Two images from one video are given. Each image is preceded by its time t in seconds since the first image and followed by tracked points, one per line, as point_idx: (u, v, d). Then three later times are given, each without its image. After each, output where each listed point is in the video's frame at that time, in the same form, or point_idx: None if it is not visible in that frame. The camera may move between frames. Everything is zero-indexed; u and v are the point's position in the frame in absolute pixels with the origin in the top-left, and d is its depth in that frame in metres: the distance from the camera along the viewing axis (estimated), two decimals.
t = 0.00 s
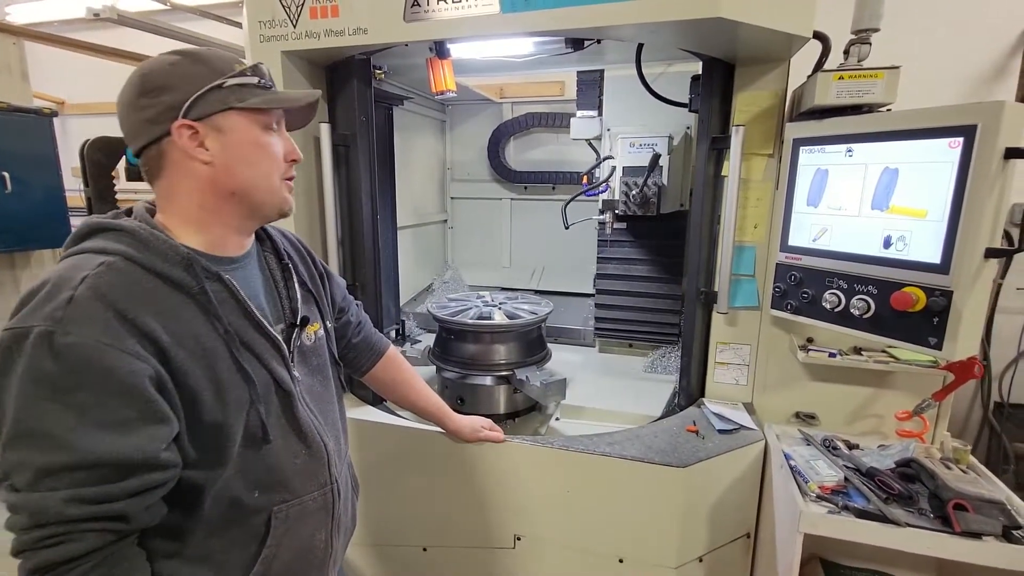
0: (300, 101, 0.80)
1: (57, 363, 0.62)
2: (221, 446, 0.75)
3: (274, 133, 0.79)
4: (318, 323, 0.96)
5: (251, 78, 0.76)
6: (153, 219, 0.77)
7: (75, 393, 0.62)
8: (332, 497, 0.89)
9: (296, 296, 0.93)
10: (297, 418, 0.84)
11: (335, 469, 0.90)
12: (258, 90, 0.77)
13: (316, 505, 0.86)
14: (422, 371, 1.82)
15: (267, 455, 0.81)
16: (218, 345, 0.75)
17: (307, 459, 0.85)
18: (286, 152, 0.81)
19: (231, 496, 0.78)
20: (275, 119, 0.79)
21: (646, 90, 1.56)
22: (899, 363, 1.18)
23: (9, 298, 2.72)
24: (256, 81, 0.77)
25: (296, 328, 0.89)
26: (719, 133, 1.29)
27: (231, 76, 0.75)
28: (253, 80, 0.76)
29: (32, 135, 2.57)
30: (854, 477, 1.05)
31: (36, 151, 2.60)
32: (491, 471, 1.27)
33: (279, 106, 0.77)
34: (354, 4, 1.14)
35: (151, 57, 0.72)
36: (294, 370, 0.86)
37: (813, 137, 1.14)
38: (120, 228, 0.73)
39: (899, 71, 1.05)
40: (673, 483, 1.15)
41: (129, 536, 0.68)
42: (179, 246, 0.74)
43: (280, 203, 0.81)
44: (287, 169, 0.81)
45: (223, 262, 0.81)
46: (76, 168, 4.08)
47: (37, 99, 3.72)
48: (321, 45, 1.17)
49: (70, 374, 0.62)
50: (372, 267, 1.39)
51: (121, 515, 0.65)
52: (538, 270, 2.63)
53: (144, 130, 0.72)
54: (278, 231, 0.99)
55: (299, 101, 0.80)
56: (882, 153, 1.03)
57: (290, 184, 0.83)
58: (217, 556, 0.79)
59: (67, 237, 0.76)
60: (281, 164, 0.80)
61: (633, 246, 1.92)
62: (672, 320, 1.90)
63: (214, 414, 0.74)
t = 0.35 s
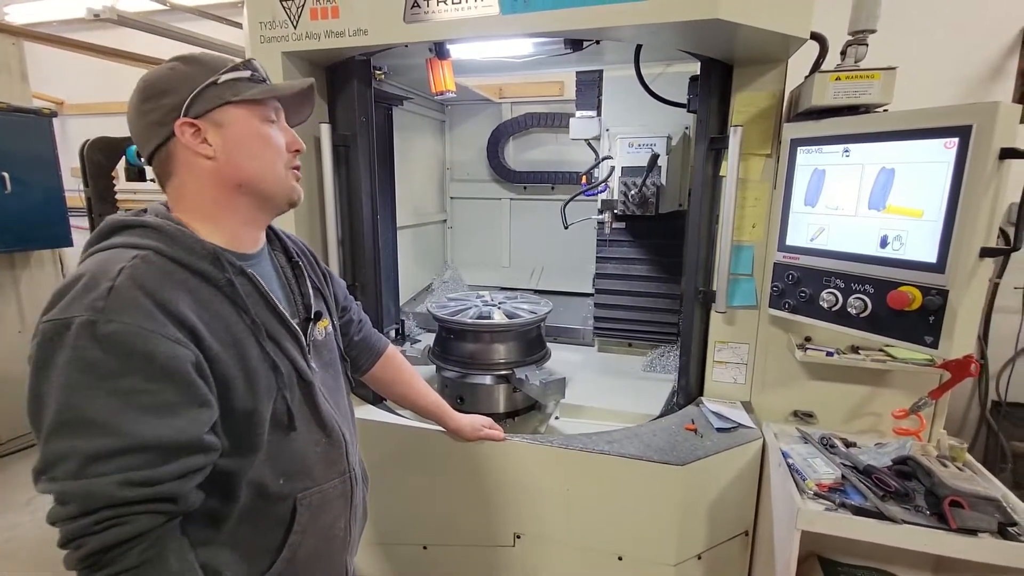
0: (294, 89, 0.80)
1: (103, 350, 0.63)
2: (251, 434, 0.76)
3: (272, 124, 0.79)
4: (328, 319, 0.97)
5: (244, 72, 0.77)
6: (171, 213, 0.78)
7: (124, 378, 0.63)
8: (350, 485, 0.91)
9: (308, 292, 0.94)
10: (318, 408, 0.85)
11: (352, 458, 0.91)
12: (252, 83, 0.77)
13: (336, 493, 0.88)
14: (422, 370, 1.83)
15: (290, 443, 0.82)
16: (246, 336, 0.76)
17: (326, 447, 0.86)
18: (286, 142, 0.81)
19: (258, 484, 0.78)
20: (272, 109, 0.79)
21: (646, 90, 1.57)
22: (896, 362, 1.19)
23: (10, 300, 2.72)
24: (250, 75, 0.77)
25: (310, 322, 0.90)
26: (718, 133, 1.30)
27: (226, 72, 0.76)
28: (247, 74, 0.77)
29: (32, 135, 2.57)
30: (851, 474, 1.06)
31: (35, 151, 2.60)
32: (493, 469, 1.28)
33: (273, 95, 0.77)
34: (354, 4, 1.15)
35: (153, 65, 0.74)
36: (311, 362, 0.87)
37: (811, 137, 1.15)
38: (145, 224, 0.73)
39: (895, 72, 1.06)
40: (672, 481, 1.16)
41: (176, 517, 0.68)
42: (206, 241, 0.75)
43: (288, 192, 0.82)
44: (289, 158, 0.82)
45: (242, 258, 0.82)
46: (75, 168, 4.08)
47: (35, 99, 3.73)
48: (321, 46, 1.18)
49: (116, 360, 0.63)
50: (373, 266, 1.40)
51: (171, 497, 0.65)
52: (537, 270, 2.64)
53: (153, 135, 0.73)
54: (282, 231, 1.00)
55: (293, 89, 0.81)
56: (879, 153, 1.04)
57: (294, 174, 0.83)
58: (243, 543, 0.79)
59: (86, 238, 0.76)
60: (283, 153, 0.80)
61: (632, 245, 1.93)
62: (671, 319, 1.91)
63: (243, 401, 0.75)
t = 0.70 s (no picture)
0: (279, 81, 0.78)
1: (107, 353, 0.63)
2: (256, 435, 0.76)
3: (263, 121, 0.78)
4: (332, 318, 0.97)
5: (228, 69, 0.75)
6: (173, 214, 0.79)
7: (129, 380, 0.63)
8: (356, 484, 0.90)
9: (313, 292, 0.94)
10: (322, 408, 0.85)
11: (357, 458, 0.91)
12: (238, 80, 0.76)
13: (342, 492, 0.87)
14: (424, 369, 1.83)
15: (295, 443, 0.81)
16: (250, 336, 0.76)
17: (330, 447, 0.86)
18: (279, 138, 0.79)
19: (263, 482, 0.78)
20: (262, 105, 0.77)
21: (647, 89, 1.57)
22: (899, 361, 1.19)
23: (12, 300, 2.73)
24: (234, 71, 0.76)
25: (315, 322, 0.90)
26: (720, 132, 1.30)
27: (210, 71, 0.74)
28: (231, 70, 0.75)
29: (34, 136, 2.58)
30: (853, 474, 1.06)
31: (35, 151, 2.60)
32: (496, 469, 1.28)
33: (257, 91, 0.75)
34: (356, 4, 1.15)
35: (142, 69, 0.74)
36: (316, 362, 0.87)
37: (813, 136, 1.14)
38: (150, 225, 0.74)
39: (898, 71, 1.05)
40: (674, 481, 1.15)
41: (187, 516, 0.68)
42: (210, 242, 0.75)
43: (285, 190, 0.81)
44: (285, 154, 0.80)
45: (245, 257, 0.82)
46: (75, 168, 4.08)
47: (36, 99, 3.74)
48: (323, 45, 1.18)
49: (122, 362, 0.63)
50: (375, 266, 1.40)
51: (181, 495, 0.65)
52: (538, 270, 2.64)
53: (147, 143, 0.75)
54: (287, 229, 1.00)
55: (280, 81, 0.78)
56: (882, 152, 1.04)
57: (291, 170, 0.82)
58: (249, 540, 0.79)
59: (91, 239, 0.77)
60: (276, 151, 0.79)
61: (633, 245, 1.93)
62: (673, 318, 1.91)
63: (247, 401, 0.75)
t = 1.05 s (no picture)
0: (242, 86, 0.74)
1: (102, 350, 0.63)
2: (253, 433, 0.76)
3: (235, 131, 0.75)
4: (333, 317, 0.97)
5: (191, 78, 0.73)
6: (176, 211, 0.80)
7: (123, 378, 0.63)
8: (354, 484, 0.90)
9: (313, 291, 0.94)
10: (321, 407, 0.85)
11: (356, 458, 0.91)
12: (202, 90, 0.73)
13: (341, 491, 0.87)
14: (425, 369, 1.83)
15: (293, 442, 0.81)
16: (248, 336, 0.76)
17: (329, 447, 0.86)
18: (256, 145, 0.77)
19: (262, 482, 0.78)
20: (232, 113, 0.75)
21: (649, 89, 1.57)
22: (901, 361, 1.18)
23: (13, 300, 2.73)
24: (197, 79, 0.73)
25: (315, 321, 0.90)
26: (722, 131, 1.29)
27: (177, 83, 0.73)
28: (193, 79, 0.73)
29: (36, 136, 2.58)
30: (857, 474, 1.05)
31: (36, 150, 2.60)
32: (497, 469, 1.28)
33: (216, 103, 0.72)
34: (357, 3, 1.15)
35: (125, 82, 0.75)
36: (314, 361, 0.87)
37: (816, 135, 1.14)
38: (151, 224, 0.74)
39: (900, 69, 1.05)
40: (675, 481, 1.15)
41: (174, 516, 0.68)
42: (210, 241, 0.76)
43: (270, 197, 0.79)
44: (264, 161, 0.78)
45: (247, 257, 0.83)
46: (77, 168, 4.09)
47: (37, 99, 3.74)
48: (324, 45, 1.18)
49: (116, 359, 0.63)
50: (376, 266, 1.40)
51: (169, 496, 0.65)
52: (539, 269, 2.64)
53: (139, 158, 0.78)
54: (289, 228, 1.00)
55: (245, 85, 0.74)
56: (884, 151, 1.04)
57: (275, 175, 0.80)
58: (246, 539, 0.79)
59: (94, 236, 0.77)
60: (252, 160, 0.76)
61: (635, 245, 1.92)
62: (674, 318, 1.91)
63: (244, 401, 0.75)
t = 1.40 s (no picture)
0: (192, 89, 0.72)
1: (77, 350, 0.64)
2: (234, 434, 0.77)
3: (199, 136, 0.75)
4: (333, 318, 0.97)
5: (147, 88, 0.73)
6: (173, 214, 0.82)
7: (95, 378, 0.64)
8: (343, 488, 0.90)
9: (311, 291, 0.94)
10: (310, 410, 0.85)
11: (345, 461, 0.91)
12: (159, 98, 0.73)
13: (327, 496, 0.87)
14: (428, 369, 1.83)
15: (278, 445, 0.82)
16: (232, 337, 0.77)
17: (317, 449, 0.86)
18: (222, 148, 0.76)
19: (245, 484, 0.79)
20: (193, 119, 0.75)
21: (650, 88, 1.57)
22: (904, 361, 1.18)
23: (17, 301, 2.74)
24: (151, 88, 0.73)
25: (311, 322, 0.91)
26: (724, 132, 1.29)
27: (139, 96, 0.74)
28: (148, 90, 0.73)
29: (39, 137, 2.59)
30: (859, 474, 1.05)
31: (39, 151, 2.60)
32: (498, 469, 1.28)
33: (170, 109, 0.72)
34: (360, 4, 1.15)
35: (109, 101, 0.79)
36: (307, 363, 0.87)
37: (818, 135, 1.14)
38: (142, 226, 0.75)
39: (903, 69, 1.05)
40: (676, 480, 1.15)
41: (151, 514, 0.69)
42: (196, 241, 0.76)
43: (245, 199, 0.78)
44: (233, 163, 0.77)
45: (240, 258, 0.84)
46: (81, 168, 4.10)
47: (41, 99, 3.75)
48: (327, 45, 1.18)
49: (89, 360, 0.64)
50: (378, 266, 1.41)
51: (141, 494, 0.66)
52: (541, 269, 2.64)
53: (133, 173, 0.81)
54: (292, 227, 1.01)
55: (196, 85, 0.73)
56: (886, 151, 1.04)
57: (249, 175, 0.78)
58: (228, 542, 0.80)
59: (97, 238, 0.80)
60: (220, 164, 0.76)
61: (637, 245, 1.92)
62: (676, 318, 1.91)
63: (227, 403, 0.75)
